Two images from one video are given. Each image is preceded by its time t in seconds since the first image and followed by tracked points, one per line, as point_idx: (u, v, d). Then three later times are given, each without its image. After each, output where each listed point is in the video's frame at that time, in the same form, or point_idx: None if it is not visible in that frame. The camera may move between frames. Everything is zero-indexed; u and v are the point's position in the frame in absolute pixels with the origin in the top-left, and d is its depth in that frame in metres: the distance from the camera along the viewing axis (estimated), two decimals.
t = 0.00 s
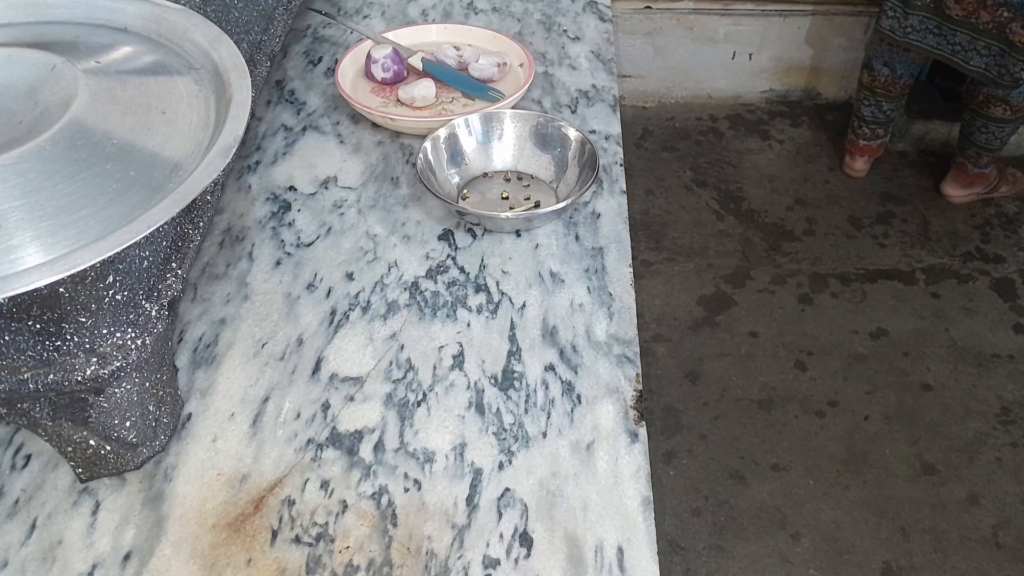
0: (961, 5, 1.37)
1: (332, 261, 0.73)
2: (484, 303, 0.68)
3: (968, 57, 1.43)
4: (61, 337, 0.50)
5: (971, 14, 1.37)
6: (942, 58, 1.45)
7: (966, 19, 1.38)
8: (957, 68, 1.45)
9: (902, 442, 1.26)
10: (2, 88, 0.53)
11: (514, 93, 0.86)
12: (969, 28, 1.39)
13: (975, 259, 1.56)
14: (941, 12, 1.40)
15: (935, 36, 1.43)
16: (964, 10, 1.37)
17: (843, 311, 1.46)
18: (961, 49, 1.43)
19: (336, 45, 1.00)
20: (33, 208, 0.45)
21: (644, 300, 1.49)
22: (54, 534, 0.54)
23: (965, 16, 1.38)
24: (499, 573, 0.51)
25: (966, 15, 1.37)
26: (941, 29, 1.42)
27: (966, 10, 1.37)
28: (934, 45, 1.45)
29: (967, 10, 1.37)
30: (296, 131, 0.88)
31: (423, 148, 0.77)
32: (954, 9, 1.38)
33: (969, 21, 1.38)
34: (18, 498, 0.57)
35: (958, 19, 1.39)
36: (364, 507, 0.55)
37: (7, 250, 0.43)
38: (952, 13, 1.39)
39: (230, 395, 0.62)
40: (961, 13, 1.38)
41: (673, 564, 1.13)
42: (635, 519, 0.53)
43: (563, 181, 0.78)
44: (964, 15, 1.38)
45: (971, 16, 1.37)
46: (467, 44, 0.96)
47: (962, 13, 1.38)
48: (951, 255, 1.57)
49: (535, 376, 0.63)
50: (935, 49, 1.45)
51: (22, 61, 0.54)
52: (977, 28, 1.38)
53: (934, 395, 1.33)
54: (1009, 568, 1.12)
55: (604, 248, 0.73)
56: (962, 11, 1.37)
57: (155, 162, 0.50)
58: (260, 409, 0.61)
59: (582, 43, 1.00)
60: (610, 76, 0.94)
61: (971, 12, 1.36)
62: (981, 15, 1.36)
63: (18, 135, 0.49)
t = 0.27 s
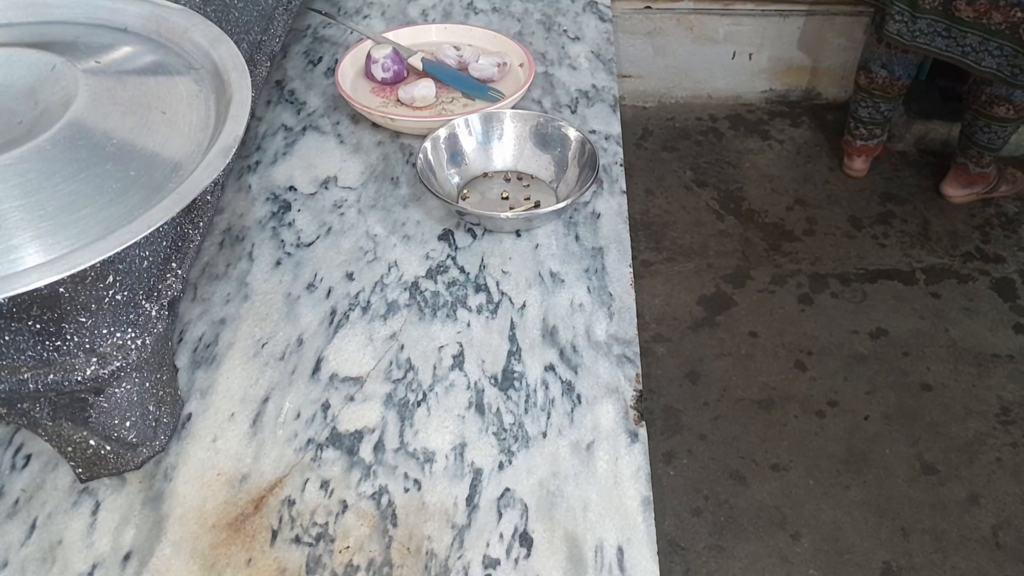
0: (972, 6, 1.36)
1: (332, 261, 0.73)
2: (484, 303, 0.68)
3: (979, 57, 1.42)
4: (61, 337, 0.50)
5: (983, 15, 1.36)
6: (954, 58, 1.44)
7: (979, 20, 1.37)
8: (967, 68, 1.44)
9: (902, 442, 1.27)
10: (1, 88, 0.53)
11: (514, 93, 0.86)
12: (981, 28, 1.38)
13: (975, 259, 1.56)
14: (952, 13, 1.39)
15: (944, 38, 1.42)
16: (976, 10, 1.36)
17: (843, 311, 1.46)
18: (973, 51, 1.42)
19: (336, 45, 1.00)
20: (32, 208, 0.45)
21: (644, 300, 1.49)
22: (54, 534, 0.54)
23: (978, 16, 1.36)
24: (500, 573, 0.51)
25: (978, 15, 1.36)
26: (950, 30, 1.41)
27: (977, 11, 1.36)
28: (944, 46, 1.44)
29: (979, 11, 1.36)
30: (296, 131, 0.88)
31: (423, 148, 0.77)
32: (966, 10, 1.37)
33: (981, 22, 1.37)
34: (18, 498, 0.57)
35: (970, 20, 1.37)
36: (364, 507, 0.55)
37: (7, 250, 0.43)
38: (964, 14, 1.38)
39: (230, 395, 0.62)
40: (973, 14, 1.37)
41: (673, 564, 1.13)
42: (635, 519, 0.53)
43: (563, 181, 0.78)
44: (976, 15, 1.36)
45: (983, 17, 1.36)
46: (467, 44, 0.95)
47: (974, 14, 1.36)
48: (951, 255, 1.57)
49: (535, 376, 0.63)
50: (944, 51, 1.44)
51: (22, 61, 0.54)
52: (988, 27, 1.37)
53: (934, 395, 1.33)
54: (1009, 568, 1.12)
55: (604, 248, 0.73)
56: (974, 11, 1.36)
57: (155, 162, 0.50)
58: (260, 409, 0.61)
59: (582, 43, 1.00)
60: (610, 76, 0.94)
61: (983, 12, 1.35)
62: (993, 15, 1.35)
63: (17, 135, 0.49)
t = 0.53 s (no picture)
0: (971, 5, 1.36)
1: (332, 261, 0.73)
2: (484, 303, 0.68)
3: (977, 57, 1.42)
4: (61, 337, 0.50)
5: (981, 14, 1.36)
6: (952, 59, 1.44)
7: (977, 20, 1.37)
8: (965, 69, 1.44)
9: (902, 442, 1.27)
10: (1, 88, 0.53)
11: (514, 93, 0.86)
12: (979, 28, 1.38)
13: (975, 258, 1.56)
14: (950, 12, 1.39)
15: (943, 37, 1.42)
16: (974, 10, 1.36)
17: (843, 311, 1.46)
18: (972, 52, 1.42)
19: (336, 45, 1.00)
20: (32, 208, 0.45)
21: (644, 299, 1.49)
22: (54, 534, 0.54)
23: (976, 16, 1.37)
24: (500, 573, 0.51)
25: (977, 15, 1.36)
26: (949, 29, 1.41)
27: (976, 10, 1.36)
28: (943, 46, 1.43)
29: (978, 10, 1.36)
30: (296, 131, 0.88)
31: (423, 148, 0.77)
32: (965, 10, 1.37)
33: (980, 22, 1.37)
34: (18, 498, 0.57)
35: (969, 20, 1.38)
36: (364, 507, 0.55)
37: (7, 250, 0.43)
38: (962, 14, 1.38)
39: (229, 395, 0.62)
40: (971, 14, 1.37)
41: (673, 564, 1.13)
42: (635, 519, 0.53)
43: (563, 181, 0.78)
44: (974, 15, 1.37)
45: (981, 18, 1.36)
46: (467, 44, 0.95)
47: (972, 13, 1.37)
48: (950, 254, 1.57)
49: (535, 376, 0.63)
50: (942, 51, 1.44)
51: (22, 61, 0.54)
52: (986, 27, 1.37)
53: (934, 395, 1.33)
54: (1009, 568, 1.12)
55: (604, 248, 0.73)
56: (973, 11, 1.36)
57: (154, 162, 0.50)
58: (260, 409, 0.61)
59: (582, 43, 1.00)
60: (610, 76, 0.94)
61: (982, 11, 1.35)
62: (991, 15, 1.35)
63: (17, 135, 0.49)
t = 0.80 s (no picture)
0: None
1: (332, 261, 0.73)
2: (484, 303, 0.68)
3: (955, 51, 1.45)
4: (61, 337, 0.50)
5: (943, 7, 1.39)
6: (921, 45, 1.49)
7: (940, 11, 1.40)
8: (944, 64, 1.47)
9: (902, 442, 1.27)
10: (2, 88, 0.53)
11: (514, 93, 0.86)
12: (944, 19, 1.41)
13: (975, 258, 1.56)
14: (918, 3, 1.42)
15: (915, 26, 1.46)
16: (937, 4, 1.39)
17: (843, 311, 1.46)
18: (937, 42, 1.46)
19: (337, 45, 1.00)
20: (32, 208, 0.45)
21: (644, 299, 1.49)
22: (54, 534, 0.54)
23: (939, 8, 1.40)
24: (500, 573, 0.51)
25: (938, 9, 1.40)
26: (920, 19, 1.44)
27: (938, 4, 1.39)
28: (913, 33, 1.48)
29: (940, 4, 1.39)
30: (296, 131, 0.88)
31: (423, 148, 0.77)
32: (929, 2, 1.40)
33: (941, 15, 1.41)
34: (18, 498, 0.57)
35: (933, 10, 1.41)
36: (364, 507, 0.55)
37: (7, 250, 0.43)
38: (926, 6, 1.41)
39: (230, 395, 0.62)
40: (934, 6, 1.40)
41: (673, 564, 1.13)
42: (635, 519, 0.53)
43: (563, 181, 0.78)
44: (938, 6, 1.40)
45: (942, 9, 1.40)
46: (468, 45, 0.95)
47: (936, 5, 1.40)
48: (950, 254, 1.57)
49: (535, 376, 0.63)
50: (912, 38, 1.49)
51: (22, 61, 0.54)
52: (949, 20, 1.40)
53: (934, 395, 1.33)
54: (1009, 568, 1.12)
55: (604, 248, 0.73)
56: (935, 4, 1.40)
57: (155, 162, 0.50)
58: (260, 409, 0.61)
59: (582, 43, 1.00)
60: (610, 76, 0.94)
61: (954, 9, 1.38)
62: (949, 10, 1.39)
63: (18, 135, 0.49)
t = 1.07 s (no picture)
0: None
1: (332, 261, 0.73)
2: (484, 303, 0.68)
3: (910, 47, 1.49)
4: (61, 337, 0.49)
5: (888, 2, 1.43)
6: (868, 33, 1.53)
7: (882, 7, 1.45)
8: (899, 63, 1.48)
9: (902, 442, 1.27)
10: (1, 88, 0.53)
11: (514, 93, 0.86)
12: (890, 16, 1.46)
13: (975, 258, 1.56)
14: None
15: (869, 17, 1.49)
16: None
17: (843, 311, 1.46)
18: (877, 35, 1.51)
19: (337, 45, 1.00)
20: (32, 208, 0.45)
21: (644, 299, 1.49)
22: (54, 534, 0.54)
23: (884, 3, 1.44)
24: (500, 573, 0.51)
25: None
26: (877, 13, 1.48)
27: None
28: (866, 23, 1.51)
29: None
30: (295, 131, 0.88)
31: (423, 148, 0.77)
32: None
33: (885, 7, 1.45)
34: (18, 498, 0.57)
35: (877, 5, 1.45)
36: (364, 507, 0.55)
37: (7, 250, 0.43)
38: None
39: (230, 395, 0.62)
40: None
41: (673, 564, 1.13)
42: (634, 519, 0.53)
43: (563, 181, 0.78)
44: None
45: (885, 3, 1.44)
46: (468, 45, 0.95)
47: None
48: (950, 254, 1.57)
49: (535, 376, 0.63)
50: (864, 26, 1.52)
51: (22, 61, 0.54)
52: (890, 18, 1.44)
53: (934, 395, 1.33)
54: (1009, 569, 1.12)
55: (604, 248, 0.73)
56: None
57: (155, 162, 0.50)
58: (261, 409, 0.61)
59: (582, 43, 1.00)
60: (610, 76, 0.94)
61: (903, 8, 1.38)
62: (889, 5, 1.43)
63: (18, 135, 0.49)
